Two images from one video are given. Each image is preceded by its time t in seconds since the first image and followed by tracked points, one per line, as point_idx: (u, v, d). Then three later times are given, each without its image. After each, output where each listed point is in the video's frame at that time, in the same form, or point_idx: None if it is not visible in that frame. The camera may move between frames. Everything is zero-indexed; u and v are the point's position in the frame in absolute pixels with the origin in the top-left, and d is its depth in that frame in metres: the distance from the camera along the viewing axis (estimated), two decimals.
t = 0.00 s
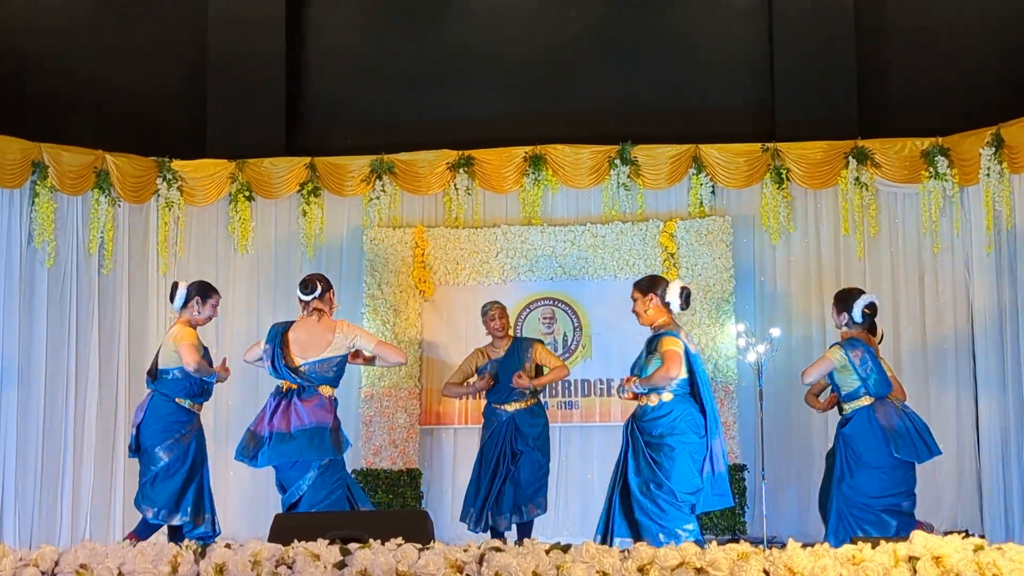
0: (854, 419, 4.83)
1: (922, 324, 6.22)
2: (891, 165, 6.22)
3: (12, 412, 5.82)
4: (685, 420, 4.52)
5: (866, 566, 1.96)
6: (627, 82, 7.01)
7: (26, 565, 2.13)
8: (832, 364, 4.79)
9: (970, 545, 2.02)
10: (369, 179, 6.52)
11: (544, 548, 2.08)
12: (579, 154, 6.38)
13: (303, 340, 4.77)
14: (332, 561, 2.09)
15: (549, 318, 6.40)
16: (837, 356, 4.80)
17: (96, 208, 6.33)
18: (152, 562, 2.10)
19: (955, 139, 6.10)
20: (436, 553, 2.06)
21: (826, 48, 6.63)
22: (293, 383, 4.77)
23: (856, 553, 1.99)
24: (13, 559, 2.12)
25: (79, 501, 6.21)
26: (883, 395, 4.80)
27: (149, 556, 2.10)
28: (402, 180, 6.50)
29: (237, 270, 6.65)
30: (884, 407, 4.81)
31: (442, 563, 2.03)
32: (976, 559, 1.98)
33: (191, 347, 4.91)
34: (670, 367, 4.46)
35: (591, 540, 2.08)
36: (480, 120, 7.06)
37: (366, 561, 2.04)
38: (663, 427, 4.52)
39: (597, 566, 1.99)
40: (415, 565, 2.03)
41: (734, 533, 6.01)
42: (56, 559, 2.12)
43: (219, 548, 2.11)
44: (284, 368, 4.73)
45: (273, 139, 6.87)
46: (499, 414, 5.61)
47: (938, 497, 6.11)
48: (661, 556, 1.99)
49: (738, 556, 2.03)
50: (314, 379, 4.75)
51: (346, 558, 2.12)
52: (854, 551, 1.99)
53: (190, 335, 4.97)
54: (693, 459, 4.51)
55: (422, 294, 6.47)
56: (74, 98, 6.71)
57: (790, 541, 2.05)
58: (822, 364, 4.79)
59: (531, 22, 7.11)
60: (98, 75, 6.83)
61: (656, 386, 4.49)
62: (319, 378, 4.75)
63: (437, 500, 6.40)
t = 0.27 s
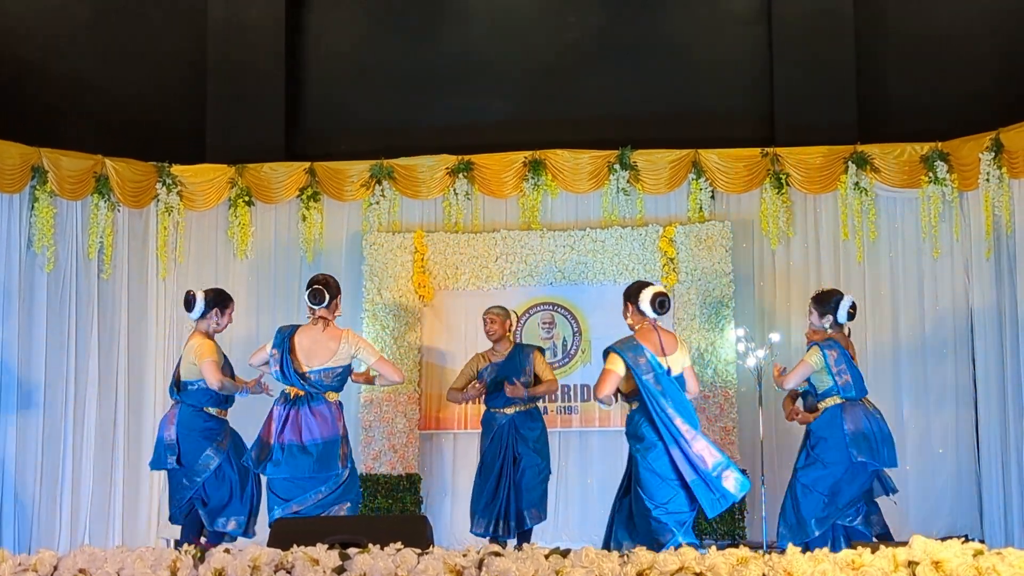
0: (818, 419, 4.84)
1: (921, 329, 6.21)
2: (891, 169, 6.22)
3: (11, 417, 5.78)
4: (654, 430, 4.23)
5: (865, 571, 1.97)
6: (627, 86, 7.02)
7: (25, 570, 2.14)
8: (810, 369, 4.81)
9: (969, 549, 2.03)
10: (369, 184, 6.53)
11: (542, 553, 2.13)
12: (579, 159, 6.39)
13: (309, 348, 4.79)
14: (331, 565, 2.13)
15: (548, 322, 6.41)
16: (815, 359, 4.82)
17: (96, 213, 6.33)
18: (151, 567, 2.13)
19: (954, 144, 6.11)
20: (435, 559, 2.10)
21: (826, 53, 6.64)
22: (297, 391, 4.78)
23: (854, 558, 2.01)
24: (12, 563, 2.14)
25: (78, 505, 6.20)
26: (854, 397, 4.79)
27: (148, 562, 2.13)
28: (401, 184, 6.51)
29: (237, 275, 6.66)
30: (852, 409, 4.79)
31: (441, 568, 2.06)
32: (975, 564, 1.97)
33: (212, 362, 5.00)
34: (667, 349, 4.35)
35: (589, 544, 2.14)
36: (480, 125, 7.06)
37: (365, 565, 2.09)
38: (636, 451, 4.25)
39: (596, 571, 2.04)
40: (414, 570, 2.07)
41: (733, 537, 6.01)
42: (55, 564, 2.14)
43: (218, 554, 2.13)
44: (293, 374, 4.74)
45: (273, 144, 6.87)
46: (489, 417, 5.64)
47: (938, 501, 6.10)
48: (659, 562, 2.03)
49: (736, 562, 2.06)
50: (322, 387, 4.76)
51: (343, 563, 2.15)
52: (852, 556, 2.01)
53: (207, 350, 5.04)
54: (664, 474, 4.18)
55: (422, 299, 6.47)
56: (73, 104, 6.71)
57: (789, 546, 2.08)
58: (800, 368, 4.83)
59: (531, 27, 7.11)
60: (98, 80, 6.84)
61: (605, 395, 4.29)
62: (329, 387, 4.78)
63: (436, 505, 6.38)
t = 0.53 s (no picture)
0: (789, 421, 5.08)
1: (920, 332, 6.20)
2: (890, 173, 6.22)
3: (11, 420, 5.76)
4: (618, 434, 4.48)
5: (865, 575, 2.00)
6: (626, 90, 7.02)
7: (24, 574, 2.15)
8: (787, 369, 5.00)
9: (969, 554, 2.07)
10: (368, 188, 6.52)
11: (543, 557, 2.14)
12: (579, 163, 6.38)
13: (315, 348, 4.95)
14: (330, 569, 2.13)
15: (548, 326, 6.39)
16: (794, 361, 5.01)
17: (95, 217, 6.34)
18: (149, 571, 2.12)
19: (954, 148, 6.11)
20: (435, 563, 2.11)
21: (825, 57, 6.64)
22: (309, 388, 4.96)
23: (855, 562, 2.04)
24: (10, 568, 2.15)
25: (76, 510, 6.19)
26: (826, 400, 5.02)
27: (146, 565, 2.12)
28: (401, 189, 6.51)
29: (237, 279, 6.66)
30: (822, 412, 5.02)
31: (441, 571, 2.07)
32: (974, 568, 2.01)
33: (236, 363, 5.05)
34: (641, 353, 4.49)
35: (590, 549, 2.15)
36: (480, 128, 7.06)
37: (365, 571, 2.10)
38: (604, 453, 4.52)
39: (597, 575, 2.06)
40: (413, 574, 2.08)
41: (733, 542, 6.04)
42: (55, 568, 2.16)
43: (218, 558, 2.14)
44: (304, 374, 4.94)
45: (274, 148, 6.87)
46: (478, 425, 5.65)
47: (937, 505, 6.10)
48: (659, 566, 2.03)
49: (737, 565, 2.09)
50: (328, 382, 4.94)
51: (344, 567, 2.15)
52: (853, 560, 2.04)
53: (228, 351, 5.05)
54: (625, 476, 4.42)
55: (421, 303, 6.47)
56: (73, 108, 6.72)
57: (790, 550, 2.12)
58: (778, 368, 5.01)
59: (531, 31, 7.11)
60: (98, 84, 6.84)
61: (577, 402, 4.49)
62: (336, 382, 4.95)
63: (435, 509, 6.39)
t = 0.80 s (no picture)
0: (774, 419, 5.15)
1: (919, 334, 6.20)
2: (890, 175, 6.22)
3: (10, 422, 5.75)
4: (592, 434, 4.81)
5: None
6: (626, 91, 7.02)
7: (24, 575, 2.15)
8: (767, 359, 5.11)
9: (969, 555, 2.07)
10: (368, 190, 6.51)
11: (543, 558, 2.14)
12: (579, 164, 6.38)
13: (323, 349, 5.01)
14: (330, 571, 2.13)
15: (548, 328, 6.39)
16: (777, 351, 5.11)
17: (95, 218, 6.34)
18: (149, 572, 2.12)
19: (954, 150, 6.11)
20: (434, 564, 2.11)
21: (824, 59, 6.64)
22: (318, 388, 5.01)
23: (855, 563, 2.04)
24: (10, 569, 2.14)
25: (76, 512, 6.19)
26: (810, 397, 5.11)
27: (146, 566, 2.13)
28: (400, 190, 6.50)
29: (236, 281, 6.65)
30: (807, 410, 5.12)
31: (440, 572, 2.07)
32: (974, 570, 2.02)
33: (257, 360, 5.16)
34: (628, 355, 4.79)
35: (590, 550, 2.15)
36: (479, 130, 7.06)
37: (365, 573, 2.09)
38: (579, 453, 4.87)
39: None
40: None
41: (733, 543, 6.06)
42: (54, 570, 2.16)
43: (217, 560, 2.14)
44: (313, 374, 4.97)
45: (274, 149, 6.87)
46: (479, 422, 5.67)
47: (937, 506, 6.10)
48: (658, 567, 2.03)
49: (737, 567, 2.08)
50: (335, 382, 4.98)
51: (343, 569, 2.15)
52: (852, 561, 2.04)
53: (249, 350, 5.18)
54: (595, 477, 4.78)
55: (421, 305, 6.48)
56: (73, 109, 6.73)
57: (790, 552, 2.12)
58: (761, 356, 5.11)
59: (530, 32, 7.11)
60: (98, 86, 6.84)
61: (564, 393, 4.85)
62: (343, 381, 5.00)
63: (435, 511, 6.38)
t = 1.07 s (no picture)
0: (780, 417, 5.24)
1: (919, 334, 6.20)
2: (890, 175, 6.22)
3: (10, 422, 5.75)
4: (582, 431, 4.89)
5: None
6: (626, 91, 7.02)
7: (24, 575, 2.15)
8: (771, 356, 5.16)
9: (969, 555, 2.07)
10: (368, 190, 6.51)
11: (543, 559, 2.14)
12: (579, 165, 6.38)
13: (321, 349, 4.99)
14: (330, 571, 2.13)
15: (549, 328, 6.36)
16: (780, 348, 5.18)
17: (95, 219, 6.34)
18: (149, 573, 2.13)
19: (954, 150, 6.11)
20: (434, 564, 2.11)
21: (824, 59, 6.64)
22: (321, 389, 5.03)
23: (855, 563, 2.04)
24: (10, 569, 2.14)
25: (76, 512, 6.19)
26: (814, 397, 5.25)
27: (145, 567, 2.13)
28: (401, 191, 6.50)
29: (236, 281, 6.64)
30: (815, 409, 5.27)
31: (439, 572, 2.07)
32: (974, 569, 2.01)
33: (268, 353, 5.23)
34: (621, 354, 4.82)
35: (590, 550, 2.15)
36: (479, 130, 7.06)
37: (365, 573, 2.09)
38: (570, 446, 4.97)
39: None
40: None
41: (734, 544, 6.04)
42: (55, 570, 2.16)
43: (217, 560, 2.14)
44: (311, 376, 4.97)
45: (274, 150, 6.87)
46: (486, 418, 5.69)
47: (936, 507, 6.10)
48: (658, 567, 2.03)
49: (737, 567, 2.08)
50: (334, 384, 4.99)
51: (343, 569, 2.15)
52: (853, 561, 2.04)
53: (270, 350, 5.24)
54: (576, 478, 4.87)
55: (422, 305, 6.48)
56: (73, 110, 6.73)
57: (789, 552, 2.12)
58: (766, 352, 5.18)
59: (530, 33, 7.11)
60: (99, 86, 6.84)
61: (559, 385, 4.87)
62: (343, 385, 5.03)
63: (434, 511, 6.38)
